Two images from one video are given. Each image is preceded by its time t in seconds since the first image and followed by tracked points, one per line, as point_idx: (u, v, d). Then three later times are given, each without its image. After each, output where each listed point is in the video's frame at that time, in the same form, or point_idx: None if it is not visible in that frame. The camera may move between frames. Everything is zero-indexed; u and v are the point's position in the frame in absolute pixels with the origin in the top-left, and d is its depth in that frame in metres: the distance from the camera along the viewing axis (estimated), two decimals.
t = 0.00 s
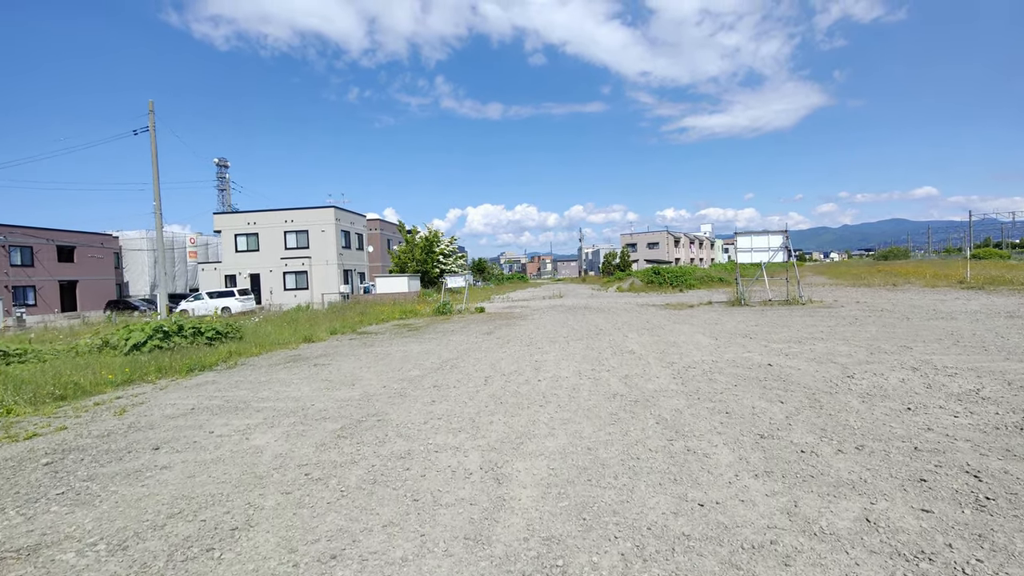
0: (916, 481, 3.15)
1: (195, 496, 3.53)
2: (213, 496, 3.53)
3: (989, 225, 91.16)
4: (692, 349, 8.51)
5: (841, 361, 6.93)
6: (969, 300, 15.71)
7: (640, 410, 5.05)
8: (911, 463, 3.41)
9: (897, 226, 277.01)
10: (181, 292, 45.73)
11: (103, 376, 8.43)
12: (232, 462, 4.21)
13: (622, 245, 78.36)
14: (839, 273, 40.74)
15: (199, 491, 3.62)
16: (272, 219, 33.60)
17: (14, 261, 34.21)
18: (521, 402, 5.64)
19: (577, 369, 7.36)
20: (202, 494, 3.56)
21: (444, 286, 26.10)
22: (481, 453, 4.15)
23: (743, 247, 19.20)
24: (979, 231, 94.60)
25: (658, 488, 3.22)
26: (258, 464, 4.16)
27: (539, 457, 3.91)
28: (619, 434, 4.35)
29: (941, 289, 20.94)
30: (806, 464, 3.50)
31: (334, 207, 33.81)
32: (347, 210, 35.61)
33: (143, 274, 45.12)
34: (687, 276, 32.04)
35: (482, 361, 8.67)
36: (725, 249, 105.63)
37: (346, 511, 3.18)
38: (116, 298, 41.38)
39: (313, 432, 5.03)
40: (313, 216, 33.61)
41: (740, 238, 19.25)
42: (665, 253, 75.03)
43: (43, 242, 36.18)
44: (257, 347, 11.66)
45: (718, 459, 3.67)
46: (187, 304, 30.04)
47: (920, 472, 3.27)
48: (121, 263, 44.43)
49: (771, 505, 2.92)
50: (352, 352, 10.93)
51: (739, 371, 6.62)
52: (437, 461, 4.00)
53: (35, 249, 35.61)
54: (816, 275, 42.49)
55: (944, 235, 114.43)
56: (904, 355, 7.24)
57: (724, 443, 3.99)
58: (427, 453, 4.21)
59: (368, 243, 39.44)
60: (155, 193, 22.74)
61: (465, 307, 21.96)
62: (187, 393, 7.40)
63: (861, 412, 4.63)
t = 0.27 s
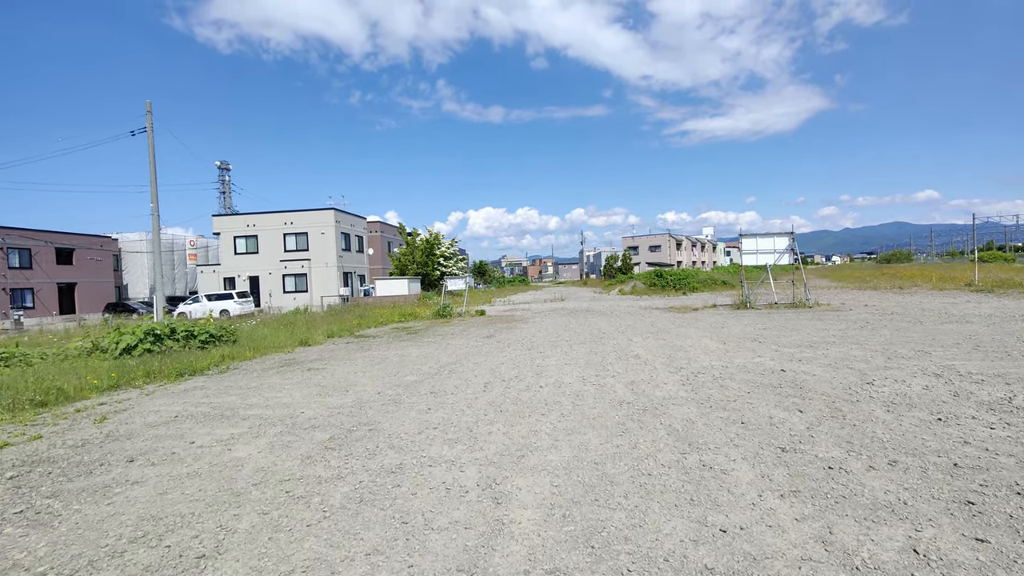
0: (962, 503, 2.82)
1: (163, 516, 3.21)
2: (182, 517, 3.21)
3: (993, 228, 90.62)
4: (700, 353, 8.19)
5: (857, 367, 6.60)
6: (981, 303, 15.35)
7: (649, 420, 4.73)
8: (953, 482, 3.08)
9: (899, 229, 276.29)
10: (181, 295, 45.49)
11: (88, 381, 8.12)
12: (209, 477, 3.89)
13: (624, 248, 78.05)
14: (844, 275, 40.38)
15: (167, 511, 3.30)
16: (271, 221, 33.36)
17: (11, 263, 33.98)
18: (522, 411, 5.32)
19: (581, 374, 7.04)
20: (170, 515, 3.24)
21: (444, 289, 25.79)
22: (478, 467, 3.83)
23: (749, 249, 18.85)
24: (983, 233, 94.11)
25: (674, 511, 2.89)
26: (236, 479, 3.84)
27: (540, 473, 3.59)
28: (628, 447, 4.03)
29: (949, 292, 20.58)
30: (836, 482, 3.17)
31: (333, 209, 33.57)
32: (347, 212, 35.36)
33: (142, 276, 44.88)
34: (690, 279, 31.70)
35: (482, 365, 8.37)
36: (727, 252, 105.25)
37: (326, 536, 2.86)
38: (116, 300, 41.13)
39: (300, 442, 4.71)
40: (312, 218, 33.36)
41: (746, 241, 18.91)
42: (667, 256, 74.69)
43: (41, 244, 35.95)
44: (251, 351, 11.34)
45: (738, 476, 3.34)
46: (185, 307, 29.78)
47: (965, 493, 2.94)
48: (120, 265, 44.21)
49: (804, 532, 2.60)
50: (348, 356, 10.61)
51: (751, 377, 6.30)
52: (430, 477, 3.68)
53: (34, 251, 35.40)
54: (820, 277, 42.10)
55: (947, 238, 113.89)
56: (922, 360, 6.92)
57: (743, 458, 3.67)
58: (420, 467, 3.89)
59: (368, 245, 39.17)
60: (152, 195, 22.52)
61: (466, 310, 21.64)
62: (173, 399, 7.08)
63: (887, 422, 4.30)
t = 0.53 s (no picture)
0: (1016, 540, 2.50)
1: (123, 549, 2.90)
2: (143, 551, 2.90)
3: (998, 230, 90.08)
4: (707, 360, 7.87)
5: (874, 376, 6.28)
6: (992, 306, 15.00)
7: (657, 436, 4.41)
8: (1003, 515, 2.75)
9: (902, 231, 275.51)
10: (180, 298, 45.25)
11: (72, 389, 7.82)
12: (180, 501, 3.57)
13: (626, 251, 77.77)
14: (848, 278, 40.01)
15: (129, 543, 2.99)
16: (270, 223, 33.11)
17: (9, 267, 33.78)
18: (522, 425, 5.01)
19: (583, 383, 6.73)
20: (130, 549, 2.93)
21: (444, 292, 25.49)
22: (472, 491, 3.51)
23: (754, 252, 18.51)
24: (986, 235, 93.61)
25: (690, 548, 2.58)
26: (208, 505, 3.52)
27: (539, 499, 3.27)
28: (635, 467, 3.71)
29: (958, 295, 20.21)
30: (870, 514, 2.85)
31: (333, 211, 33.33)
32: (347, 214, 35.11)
33: (142, 279, 44.66)
34: (693, 281, 31.37)
35: (481, 373, 8.05)
36: (730, 254, 104.82)
37: None
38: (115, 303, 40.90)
39: (284, 459, 4.40)
40: (311, 221, 33.11)
41: (751, 243, 18.57)
42: (669, 258, 74.36)
43: (40, 247, 35.77)
44: (244, 357, 11.03)
45: (758, 504, 3.02)
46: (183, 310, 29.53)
47: (1018, 528, 2.62)
48: (120, 268, 43.98)
49: None
50: (343, 362, 10.30)
51: (763, 387, 5.97)
52: (419, 502, 3.36)
53: (32, 254, 35.19)
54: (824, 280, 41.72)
55: (951, 240, 113.34)
56: (943, 368, 6.59)
57: (762, 482, 3.35)
58: (409, 490, 3.59)
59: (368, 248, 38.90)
60: (149, 198, 22.28)
61: (466, 313, 21.34)
62: (156, 409, 6.77)
63: (917, 440, 3.97)
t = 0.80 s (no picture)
0: None
1: None
2: None
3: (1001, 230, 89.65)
4: (713, 363, 7.56)
5: (890, 380, 5.97)
6: (1002, 307, 14.67)
7: (663, 446, 4.10)
8: None
9: (904, 232, 274.91)
10: (179, 298, 44.96)
11: (53, 393, 7.52)
12: (143, 520, 3.27)
13: (627, 251, 77.46)
14: (852, 278, 39.70)
15: (78, 570, 2.69)
16: (268, 223, 32.85)
17: (6, 267, 33.50)
18: (519, 433, 4.71)
19: (583, 387, 6.42)
20: None
21: (443, 293, 25.19)
22: (462, 509, 3.21)
23: (758, 252, 18.19)
24: (989, 235, 93.17)
25: None
26: (174, 522, 3.22)
27: (535, 520, 2.97)
28: (641, 482, 3.40)
29: (966, 295, 19.87)
30: (906, 539, 2.54)
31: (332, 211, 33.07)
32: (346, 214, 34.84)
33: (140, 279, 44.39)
34: (696, 282, 31.06)
35: (477, 376, 7.74)
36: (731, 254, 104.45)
37: None
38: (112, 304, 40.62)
39: (263, 471, 4.10)
40: (310, 220, 32.85)
41: (755, 243, 18.25)
42: (671, 259, 74.04)
43: (37, 247, 35.49)
44: (236, 359, 10.72)
45: (780, 527, 2.72)
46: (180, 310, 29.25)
47: None
48: (118, 268, 43.71)
49: None
50: (337, 364, 9.99)
51: (774, 392, 5.66)
52: (404, 522, 3.05)
53: (29, 254, 34.93)
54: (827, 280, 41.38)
55: (953, 241, 112.92)
56: (961, 371, 6.27)
57: (780, 500, 3.05)
58: (393, 507, 3.28)
59: (367, 248, 38.63)
60: (145, 196, 22.01)
61: (465, 314, 21.02)
62: (137, 414, 6.47)
63: (947, 451, 3.66)
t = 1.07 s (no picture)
0: None
1: None
2: None
3: (1004, 232, 89.19)
4: (718, 368, 7.27)
5: (907, 389, 5.65)
6: (1012, 309, 14.33)
7: (670, 463, 3.80)
8: None
9: (905, 233, 273.93)
10: (177, 299, 44.71)
11: (31, 399, 7.22)
12: (98, 548, 2.97)
13: (628, 252, 77.13)
14: (855, 279, 39.38)
15: None
16: (266, 224, 32.59)
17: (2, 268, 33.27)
18: (514, 447, 4.40)
19: (584, 395, 6.12)
20: None
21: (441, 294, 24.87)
22: (449, 538, 2.90)
23: (761, 253, 17.86)
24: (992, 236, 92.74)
25: None
26: (131, 551, 2.92)
27: (529, 553, 2.66)
28: (647, 507, 3.09)
29: (973, 297, 19.51)
30: None
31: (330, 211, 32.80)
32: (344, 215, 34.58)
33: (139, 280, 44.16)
34: (698, 283, 30.73)
35: (474, 382, 7.45)
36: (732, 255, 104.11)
37: None
38: (110, 305, 40.37)
39: (237, 489, 3.80)
40: (308, 221, 32.57)
41: (758, 244, 17.92)
42: (672, 260, 73.67)
43: (34, 248, 35.25)
44: (226, 363, 10.42)
45: (804, 563, 2.41)
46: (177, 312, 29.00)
47: None
48: (116, 269, 43.48)
49: None
50: (329, 369, 9.69)
51: (785, 401, 5.35)
52: (384, 553, 2.75)
53: (26, 254, 34.68)
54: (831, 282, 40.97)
55: (955, 241, 112.50)
56: (980, 379, 5.97)
57: (802, 529, 2.74)
58: (373, 534, 2.98)
59: (366, 249, 38.35)
60: (140, 197, 21.76)
61: (464, 316, 20.73)
62: (116, 423, 6.17)
63: (981, 471, 3.34)
